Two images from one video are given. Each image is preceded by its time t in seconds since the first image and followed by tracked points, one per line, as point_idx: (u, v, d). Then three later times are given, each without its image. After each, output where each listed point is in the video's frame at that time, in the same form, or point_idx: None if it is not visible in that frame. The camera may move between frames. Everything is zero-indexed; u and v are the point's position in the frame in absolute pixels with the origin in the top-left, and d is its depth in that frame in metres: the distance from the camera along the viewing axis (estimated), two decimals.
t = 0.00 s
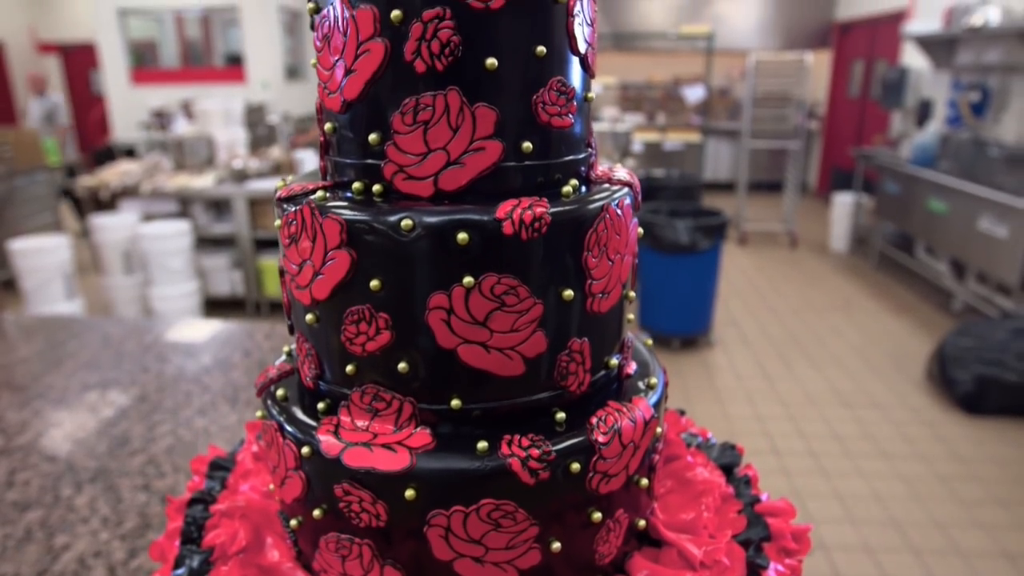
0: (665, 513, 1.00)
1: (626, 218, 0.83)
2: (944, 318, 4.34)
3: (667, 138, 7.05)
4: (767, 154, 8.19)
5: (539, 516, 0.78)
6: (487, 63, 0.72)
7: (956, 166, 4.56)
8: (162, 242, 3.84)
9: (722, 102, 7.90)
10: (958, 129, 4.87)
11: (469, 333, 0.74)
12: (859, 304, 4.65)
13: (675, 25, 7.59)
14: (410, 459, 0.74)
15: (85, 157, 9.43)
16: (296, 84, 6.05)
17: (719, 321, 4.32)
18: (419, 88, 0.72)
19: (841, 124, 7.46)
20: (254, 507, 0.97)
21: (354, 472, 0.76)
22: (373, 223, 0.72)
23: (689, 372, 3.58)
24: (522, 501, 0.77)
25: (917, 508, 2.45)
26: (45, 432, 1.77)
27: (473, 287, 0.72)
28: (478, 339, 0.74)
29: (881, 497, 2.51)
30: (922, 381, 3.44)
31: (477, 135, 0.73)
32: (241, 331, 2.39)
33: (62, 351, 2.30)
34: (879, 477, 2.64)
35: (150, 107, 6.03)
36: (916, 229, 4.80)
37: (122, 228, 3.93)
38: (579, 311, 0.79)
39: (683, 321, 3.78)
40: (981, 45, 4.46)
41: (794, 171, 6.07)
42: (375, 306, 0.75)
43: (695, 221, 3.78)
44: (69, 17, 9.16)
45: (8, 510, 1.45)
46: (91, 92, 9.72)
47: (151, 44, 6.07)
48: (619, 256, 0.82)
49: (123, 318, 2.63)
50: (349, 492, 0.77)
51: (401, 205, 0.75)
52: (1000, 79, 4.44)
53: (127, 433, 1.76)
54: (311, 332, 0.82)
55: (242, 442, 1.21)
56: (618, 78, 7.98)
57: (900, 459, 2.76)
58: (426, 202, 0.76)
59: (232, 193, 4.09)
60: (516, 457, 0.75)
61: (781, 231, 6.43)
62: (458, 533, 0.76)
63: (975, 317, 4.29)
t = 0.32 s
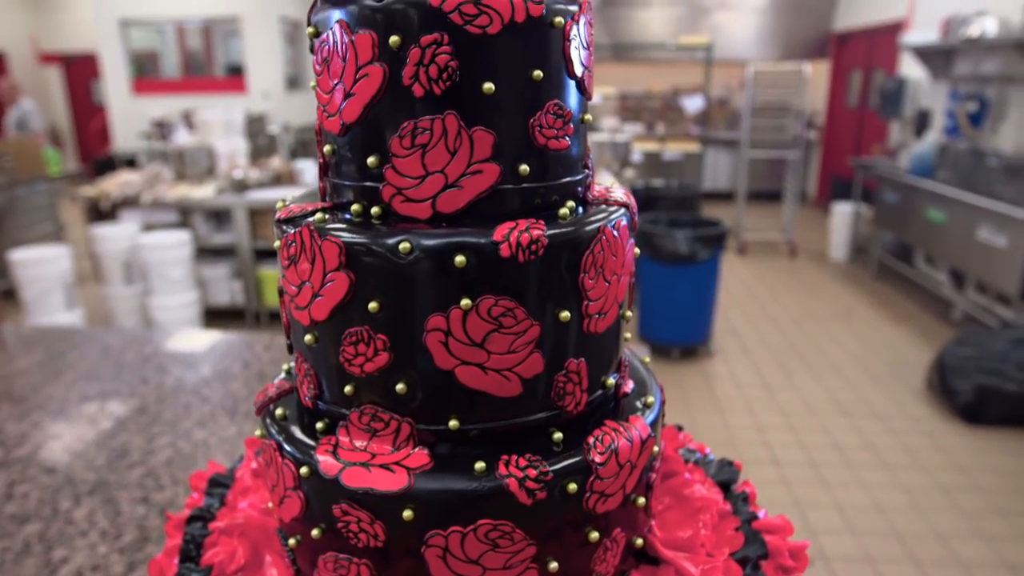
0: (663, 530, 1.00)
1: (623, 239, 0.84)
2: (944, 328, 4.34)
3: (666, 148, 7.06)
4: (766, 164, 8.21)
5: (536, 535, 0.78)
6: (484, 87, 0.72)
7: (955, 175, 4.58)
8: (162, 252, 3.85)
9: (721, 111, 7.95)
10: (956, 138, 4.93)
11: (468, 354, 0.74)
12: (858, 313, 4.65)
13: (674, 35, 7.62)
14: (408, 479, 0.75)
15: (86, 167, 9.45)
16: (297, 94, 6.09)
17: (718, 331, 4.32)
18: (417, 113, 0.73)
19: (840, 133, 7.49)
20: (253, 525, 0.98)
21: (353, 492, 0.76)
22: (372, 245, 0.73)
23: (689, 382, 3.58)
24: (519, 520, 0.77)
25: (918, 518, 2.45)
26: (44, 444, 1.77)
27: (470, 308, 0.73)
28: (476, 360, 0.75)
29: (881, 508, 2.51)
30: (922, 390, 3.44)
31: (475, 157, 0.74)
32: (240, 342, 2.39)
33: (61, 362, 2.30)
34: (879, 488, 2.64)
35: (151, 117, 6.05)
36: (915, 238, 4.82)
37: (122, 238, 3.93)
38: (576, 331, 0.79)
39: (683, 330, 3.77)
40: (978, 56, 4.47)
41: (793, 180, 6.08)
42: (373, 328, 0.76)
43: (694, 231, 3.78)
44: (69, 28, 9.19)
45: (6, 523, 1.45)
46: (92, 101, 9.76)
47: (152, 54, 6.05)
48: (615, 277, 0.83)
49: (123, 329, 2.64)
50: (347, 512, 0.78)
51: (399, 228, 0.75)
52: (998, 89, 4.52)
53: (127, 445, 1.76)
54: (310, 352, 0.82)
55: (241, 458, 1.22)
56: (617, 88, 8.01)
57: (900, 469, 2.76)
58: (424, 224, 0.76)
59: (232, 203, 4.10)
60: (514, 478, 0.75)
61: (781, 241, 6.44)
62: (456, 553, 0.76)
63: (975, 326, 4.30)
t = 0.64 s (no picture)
0: (661, 547, 1.00)
1: (620, 258, 0.84)
2: (944, 337, 4.34)
3: (665, 157, 7.08)
4: (766, 173, 8.23)
5: (533, 553, 0.79)
6: (482, 110, 0.73)
7: (953, 184, 4.59)
8: (163, 262, 3.86)
9: (720, 121, 7.98)
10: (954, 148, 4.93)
11: (466, 374, 0.75)
12: (857, 322, 4.65)
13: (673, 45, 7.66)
14: (407, 498, 0.75)
15: (86, 176, 9.47)
16: (298, 103, 6.11)
17: (718, 340, 4.33)
18: (415, 135, 0.74)
19: (840, 142, 7.50)
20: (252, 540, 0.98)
21: (352, 511, 0.76)
22: (370, 266, 0.74)
23: (688, 392, 3.57)
24: (516, 539, 0.77)
25: (919, 529, 2.44)
26: (43, 455, 1.77)
27: (469, 329, 0.73)
28: (474, 380, 0.75)
29: (881, 518, 2.51)
30: (922, 400, 3.44)
31: (473, 179, 0.74)
32: (240, 353, 2.40)
33: (61, 373, 2.30)
34: (880, 498, 2.63)
35: (151, 126, 6.11)
36: (914, 247, 4.83)
37: (123, 248, 3.94)
38: (573, 350, 0.80)
39: (682, 340, 3.78)
40: (977, 65, 4.48)
41: (792, 189, 6.09)
42: (371, 348, 0.76)
43: (694, 240, 3.78)
44: (70, 37, 9.21)
45: (5, 535, 1.45)
46: (93, 110, 9.68)
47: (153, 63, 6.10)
48: (612, 296, 0.84)
49: (124, 339, 2.64)
50: (346, 531, 0.78)
51: (398, 249, 0.76)
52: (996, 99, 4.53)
53: (126, 457, 1.76)
54: (310, 371, 0.83)
55: (240, 473, 1.22)
56: (617, 98, 8.03)
57: (901, 479, 2.76)
58: (423, 245, 0.77)
59: (233, 212, 4.11)
60: (511, 497, 0.75)
61: (780, 250, 6.44)
62: (454, 572, 0.77)
63: (975, 335, 4.30)
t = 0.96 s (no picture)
0: (658, 565, 1.00)
1: (617, 281, 0.85)
2: (943, 346, 4.34)
3: (665, 167, 7.11)
4: (764, 183, 8.26)
5: None
6: (480, 136, 0.74)
7: (952, 194, 4.61)
8: (164, 272, 3.86)
9: (719, 131, 8.02)
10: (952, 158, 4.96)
11: (463, 397, 0.76)
12: (857, 332, 4.66)
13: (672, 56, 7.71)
14: (405, 520, 0.75)
15: (87, 187, 9.50)
16: (299, 113, 6.15)
17: (718, 350, 4.33)
18: (413, 160, 0.74)
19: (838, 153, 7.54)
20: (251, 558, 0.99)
21: (350, 533, 0.77)
22: (369, 290, 0.75)
23: (688, 402, 3.57)
24: (513, 560, 0.78)
25: (920, 540, 2.44)
26: (42, 468, 1.77)
27: (466, 352, 0.74)
28: (472, 403, 0.76)
29: (882, 530, 2.50)
30: (922, 410, 3.44)
31: (471, 204, 0.75)
32: (240, 365, 2.40)
33: (60, 385, 2.30)
34: (881, 509, 2.63)
35: (152, 137, 6.11)
36: (913, 257, 4.84)
37: (123, 258, 3.95)
38: (570, 372, 0.81)
39: (682, 350, 3.78)
40: (974, 77, 4.51)
41: (790, 200, 6.09)
42: (371, 371, 0.77)
43: (693, 251, 3.80)
44: (72, 48, 9.23)
45: (3, 549, 1.45)
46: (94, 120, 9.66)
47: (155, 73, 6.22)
48: (610, 318, 0.84)
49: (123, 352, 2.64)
50: (345, 552, 0.78)
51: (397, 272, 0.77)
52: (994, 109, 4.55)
53: (125, 469, 1.76)
54: (309, 393, 0.83)
55: (239, 490, 1.22)
56: (616, 108, 8.06)
57: (901, 490, 2.76)
58: (422, 269, 0.78)
59: (233, 223, 4.12)
60: (509, 519, 0.76)
61: (779, 260, 6.45)
62: None
63: (975, 345, 4.30)
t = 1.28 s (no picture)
0: None
1: (615, 303, 0.86)
2: (943, 358, 4.34)
3: (664, 178, 7.14)
4: (764, 194, 8.29)
5: None
6: (477, 162, 0.75)
7: (950, 205, 4.62)
8: (164, 284, 3.87)
9: (718, 142, 8.06)
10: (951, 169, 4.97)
11: (461, 420, 0.76)
12: (857, 343, 4.65)
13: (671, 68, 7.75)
14: (403, 544, 0.75)
15: (87, 199, 9.52)
16: (300, 125, 6.18)
17: (718, 362, 4.33)
18: (412, 186, 0.75)
19: (837, 164, 7.57)
20: None
21: (349, 556, 0.77)
22: (369, 315, 0.75)
23: (687, 414, 3.57)
24: None
25: (921, 553, 2.43)
26: (41, 482, 1.77)
27: (465, 376, 0.75)
28: (470, 426, 0.77)
29: (883, 542, 2.50)
30: (922, 422, 3.44)
31: (469, 229, 0.76)
32: (240, 378, 2.41)
33: (60, 398, 2.30)
34: (882, 522, 2.62)
35: (153, 149, 6.13)
36: (912, 268, 4.84)
37: (124, 270, 3.95)
38: (568, 396, 0.81)
39: (682, 362, 3.78)
40: (970, 88, 4.55)
41: (790, 212, 6.08)
42: (370, 395, 0.77)
43: (693, 262, 3.80)
44: (75, 61, 9.30)
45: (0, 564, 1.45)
46: (96, 132, 9.74)
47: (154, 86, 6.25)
48: (607, 340, 0.85)
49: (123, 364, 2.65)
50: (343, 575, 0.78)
51: (396, 297, 0.77)
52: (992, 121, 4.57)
53: (124, 483, 1.76)
54: (309, 416, 0.84)
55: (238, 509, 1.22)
56: (615, 120, 8.09)
57: (902, 502, 2.75)
58: (420, 292, 0.78)
59: (234, 235, 4.14)
60: (506, 542, 0.76)
61: (779, 271, 6.46)
62: None
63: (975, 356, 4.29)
